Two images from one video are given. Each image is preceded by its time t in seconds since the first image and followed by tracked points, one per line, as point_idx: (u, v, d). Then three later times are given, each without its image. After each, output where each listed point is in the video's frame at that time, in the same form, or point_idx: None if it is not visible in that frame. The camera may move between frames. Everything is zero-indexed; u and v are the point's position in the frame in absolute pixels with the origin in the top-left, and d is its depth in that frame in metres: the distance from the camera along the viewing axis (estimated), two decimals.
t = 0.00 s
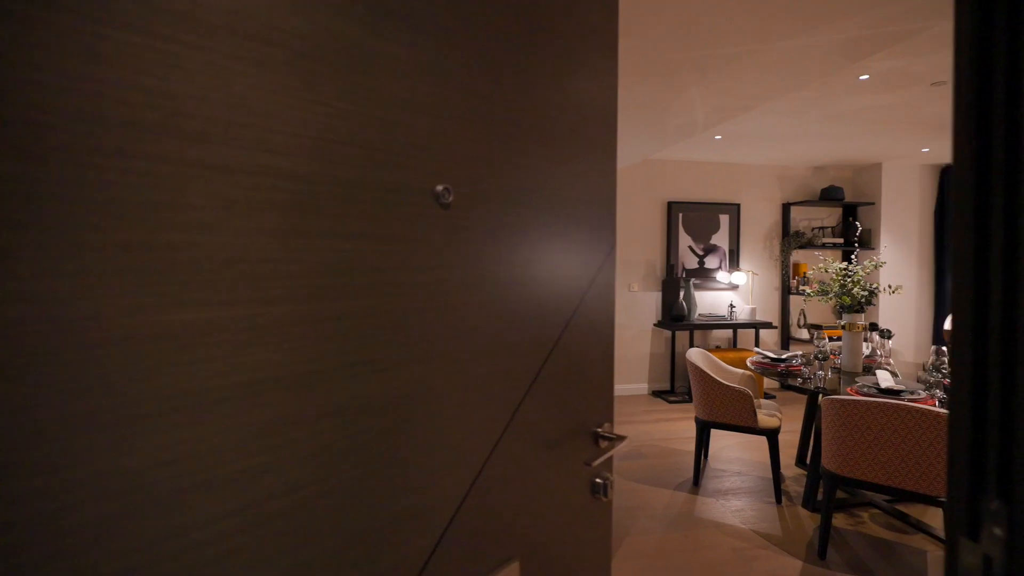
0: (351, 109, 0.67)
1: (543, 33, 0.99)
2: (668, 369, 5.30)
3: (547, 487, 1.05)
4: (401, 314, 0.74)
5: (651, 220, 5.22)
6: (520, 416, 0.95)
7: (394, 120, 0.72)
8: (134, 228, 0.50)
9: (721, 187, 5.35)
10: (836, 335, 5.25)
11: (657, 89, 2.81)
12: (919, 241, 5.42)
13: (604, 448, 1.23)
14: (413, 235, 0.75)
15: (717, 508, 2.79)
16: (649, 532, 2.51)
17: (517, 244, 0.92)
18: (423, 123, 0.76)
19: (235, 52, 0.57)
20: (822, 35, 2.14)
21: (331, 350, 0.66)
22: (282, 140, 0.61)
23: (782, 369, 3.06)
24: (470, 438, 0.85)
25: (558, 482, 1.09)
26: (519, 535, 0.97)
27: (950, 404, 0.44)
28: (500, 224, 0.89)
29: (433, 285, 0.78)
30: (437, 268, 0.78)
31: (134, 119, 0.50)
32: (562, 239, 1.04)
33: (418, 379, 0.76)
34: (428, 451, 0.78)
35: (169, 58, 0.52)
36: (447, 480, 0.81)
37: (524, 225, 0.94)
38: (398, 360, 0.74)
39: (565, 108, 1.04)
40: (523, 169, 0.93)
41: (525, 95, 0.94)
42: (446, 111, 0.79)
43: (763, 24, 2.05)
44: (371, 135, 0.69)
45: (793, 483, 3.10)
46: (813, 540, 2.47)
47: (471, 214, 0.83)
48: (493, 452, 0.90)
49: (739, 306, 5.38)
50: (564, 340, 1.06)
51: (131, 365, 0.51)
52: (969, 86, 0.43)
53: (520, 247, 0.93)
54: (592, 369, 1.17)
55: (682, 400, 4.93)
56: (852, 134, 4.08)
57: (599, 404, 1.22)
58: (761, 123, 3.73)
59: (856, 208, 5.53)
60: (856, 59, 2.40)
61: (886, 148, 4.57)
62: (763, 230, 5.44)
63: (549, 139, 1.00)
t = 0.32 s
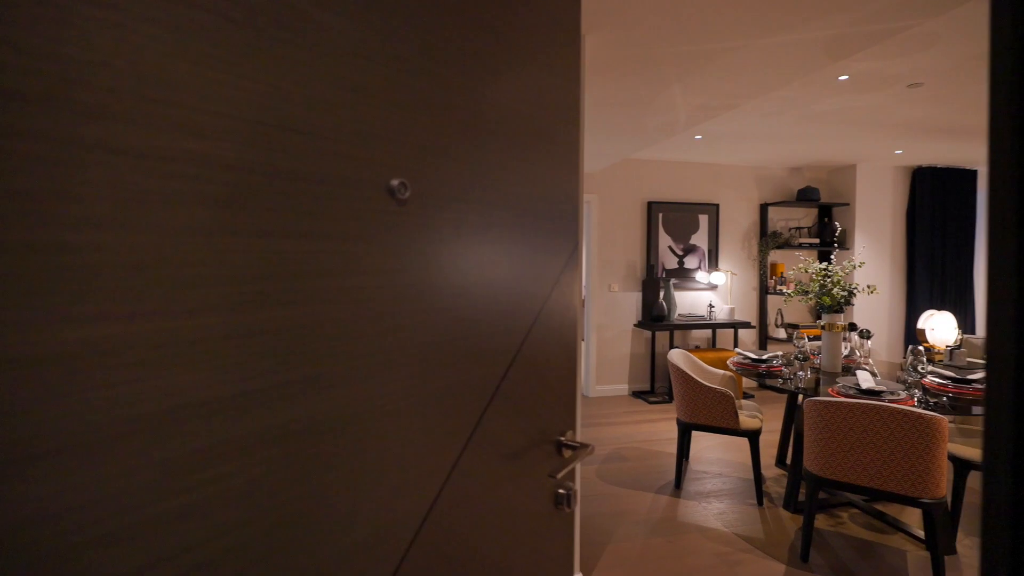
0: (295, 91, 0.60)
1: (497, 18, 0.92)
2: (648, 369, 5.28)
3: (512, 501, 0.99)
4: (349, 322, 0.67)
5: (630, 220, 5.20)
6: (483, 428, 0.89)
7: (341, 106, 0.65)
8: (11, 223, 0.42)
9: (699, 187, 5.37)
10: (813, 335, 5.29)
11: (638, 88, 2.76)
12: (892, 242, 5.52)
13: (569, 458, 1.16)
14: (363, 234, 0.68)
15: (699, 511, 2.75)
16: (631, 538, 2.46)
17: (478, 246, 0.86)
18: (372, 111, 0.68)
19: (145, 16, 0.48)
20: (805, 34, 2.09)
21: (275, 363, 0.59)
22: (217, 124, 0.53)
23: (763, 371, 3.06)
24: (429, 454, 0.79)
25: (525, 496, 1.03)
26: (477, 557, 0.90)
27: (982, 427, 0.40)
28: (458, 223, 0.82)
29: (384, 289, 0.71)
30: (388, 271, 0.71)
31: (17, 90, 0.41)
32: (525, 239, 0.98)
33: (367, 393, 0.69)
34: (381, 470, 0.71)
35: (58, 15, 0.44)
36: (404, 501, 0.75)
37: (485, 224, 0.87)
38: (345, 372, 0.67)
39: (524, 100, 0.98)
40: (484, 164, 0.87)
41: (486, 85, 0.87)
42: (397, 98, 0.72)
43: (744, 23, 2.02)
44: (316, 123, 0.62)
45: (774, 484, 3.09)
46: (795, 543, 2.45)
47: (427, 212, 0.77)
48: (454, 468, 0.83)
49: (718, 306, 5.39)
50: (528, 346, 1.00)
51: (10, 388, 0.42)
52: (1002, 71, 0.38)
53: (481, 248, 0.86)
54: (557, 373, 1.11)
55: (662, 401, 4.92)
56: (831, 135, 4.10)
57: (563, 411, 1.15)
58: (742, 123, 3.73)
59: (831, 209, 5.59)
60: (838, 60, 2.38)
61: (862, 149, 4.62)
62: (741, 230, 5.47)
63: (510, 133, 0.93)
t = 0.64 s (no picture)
0: (230, 52, 0.49)
1: None
2: (622, 369, 5.28)
3: (467, 518, 0.92)
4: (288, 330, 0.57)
5: (605, 219, 5.18)
6: (434, 441, 0.82)
7: (283, 76, 0.55)
8: None
9: (673, 187, 5.38)
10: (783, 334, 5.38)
11: (614, 83, 2.71)
12: (857, 242, 5.66)
13: (525, 468, 1.11)
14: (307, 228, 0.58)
15: (674, 513, 2.73)
16: (608, 543, 2.41)
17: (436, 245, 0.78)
18: (317, 85, 0.59)
19: None
20: (784, 30, 2.06)
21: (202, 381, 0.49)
22: (121, 78, 0.41)
23: (737, 370, 3.06)
24: (375, 475, 0.70)
25: (480, 509, 0.96)
26: None
27: None
28: (409, 218, 0.74)
29: (330, 291, 0.62)
30: (332, 271, 0.62)
31: None
32: (476, 239, 0.91)
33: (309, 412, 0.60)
34: (324, 499, 0.62)
35: None
36: (346, 532, 0.65)
37: (436, 221, 0.80)
38: (284, 390, 0.57)
39: (475, 87, 0.92)
40: (434, 157, 0.80)
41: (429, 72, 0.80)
42: (340, 73, 0.63)
43: (722, 19, 1.98)
44: (253, 91, 0.51)
45: (748, 484, 3.10)
46: (770, 543, 2.44)
47: (375, 205, 0.68)
48: (402, 488, 0.75)
49: (691, 306, 5.43)
50: (479, 353, 0.94)
51: None
52: None
53: (432, 248, 0.79)
54: (508, 379, 1.05)
55: (637, 400, 4.92)
56: (801, 136, 4.15)
57: (514, 418, 1.09)
58: (715, 122, 3.73)
59: (800, 209, 5.69)
60: (814, 58, 2.36)
61: (831, 150, 4.70)
62: (713, 230, 5.52)
63: (461, 123, 0.87)
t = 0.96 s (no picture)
0: None
1: None
2: (594, 369, 5.26)
3: (418, 539, 0.84)
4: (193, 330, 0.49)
5: (577, 218, 5.15)
6: (384, 452, 0.75)
7: (183, 33, 0.47)
8: None
9: (644, 186, 5.39)
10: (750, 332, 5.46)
11: (586, 78, 2.66)
12: (821, 242, 5.79)
13: (480, 480, 1.03)
14: (218, 210, 0.50)
15: (648, 515, 2.70)
16: (583, 549, 2.36)
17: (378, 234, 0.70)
18: (227, 47, 0.51)
19: None
20: (757, 27, 2.05)
21: (65, 392, 0.40)
22: None
23: (710, 369, 3.06)
24: (310, 495, 0.62)
25: (431, 530, 0.87)
26: None
27: None
28: (350, 205, 0.66)
29: (249, 285, 0.53)
30: (252, 262, 0.53)
31: None
32: (426, 233, 0.84)
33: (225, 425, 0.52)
34: (250, 518, 0.54)
35: None
36: (277, 560, 0.57)
37: (383, 208, 0.73)
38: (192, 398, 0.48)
39: (429, 67, 0.84)
40: (379, 138, 0.72)
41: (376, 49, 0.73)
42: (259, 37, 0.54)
43: (697, 14, 1.95)
44: (146, 41, 0.44)
45: (720, 483, 3.10)
46: (744, 543, 2.44)
47: (307, 189, 0.60)
48: (344, 509, 0.67)
49: (662, 305, 5.45)
50: (430, 356, 0.86)
51: None
52: None
53: (374, 239, 0.71)
54: (462, 386, 0.98)
55: (608, 400, 4.91)
56: (768, 136, 4.20)
57: (466, 427, 1.02)
58: (687, 121, 3.74)
59: (767, 210, 5.79)
60: (785, 56, 2.37)
61: (797, 151, 4.79)
62: (683, 229, 5.56)
63: (411, 104, 0.79)
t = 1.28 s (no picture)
0: None
1: None
2: (564, 370, 5.23)
3: None
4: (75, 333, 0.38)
5: (546, 217, 5.10)
6: (324, 480, 0.65)
7: None
8: None
9: (613, 186, 5.40)
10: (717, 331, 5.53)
11: (558, 72, 2.60)
12: (783, 242, 5.93)
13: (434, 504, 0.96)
14: (98, 178, 0.38)
15: (621, 518, 2.66)
16: (557, 557, 2.30)
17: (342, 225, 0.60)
18: None
19: None
20: (732, 23, 2.02)
21: None
22: None
23: (681, 369, 3.05)
24: (233, 536, 0.51)
25: (379, 565, 0.78)
26: None
27: None
28: (280, 192, 0.56)
29: (153, 281, 0.43)
30: (163, 257, 0.43)
31: None
32: (373, 227, 0.75)
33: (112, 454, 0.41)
34: None
35: None
36: None
37: (321, 199, 0.63)
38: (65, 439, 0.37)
39: (377, 43, 0.76)
40: (316, 116, 0.62)
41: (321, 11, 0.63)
42: None
43: (669, 7, 1.92)
44: None
45: (691, 483, 3.10)
46: (716, 545, 2.42)
47: (229, 170, 0.49)
48: (274, 544, 0.56)
49: (631, 304, 5.47)
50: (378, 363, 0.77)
51: None
52: None
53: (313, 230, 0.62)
54: (412, 401, 0.89)
55: (579, 401, 4.88)
56: (735, 137, 4.25)
57: (417, 445, 0.93)
58: (657, 120, 3.73)
59: (731, 210, 5.89)
60: (758, 55, 2.36)
61: (761, 151, 4.87)
62: (652, 229, 5.59)
63: (354, 82, 0.70)
